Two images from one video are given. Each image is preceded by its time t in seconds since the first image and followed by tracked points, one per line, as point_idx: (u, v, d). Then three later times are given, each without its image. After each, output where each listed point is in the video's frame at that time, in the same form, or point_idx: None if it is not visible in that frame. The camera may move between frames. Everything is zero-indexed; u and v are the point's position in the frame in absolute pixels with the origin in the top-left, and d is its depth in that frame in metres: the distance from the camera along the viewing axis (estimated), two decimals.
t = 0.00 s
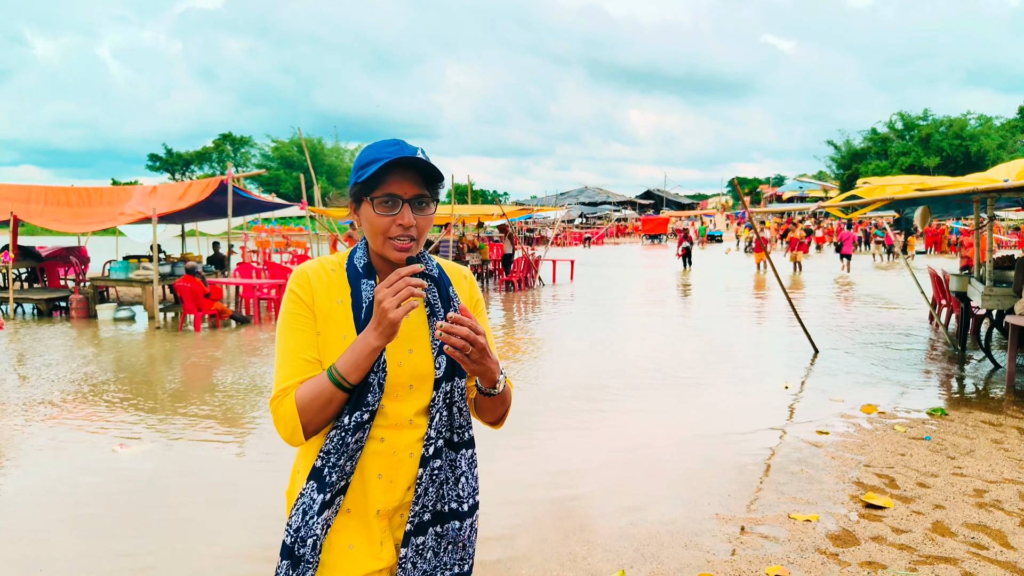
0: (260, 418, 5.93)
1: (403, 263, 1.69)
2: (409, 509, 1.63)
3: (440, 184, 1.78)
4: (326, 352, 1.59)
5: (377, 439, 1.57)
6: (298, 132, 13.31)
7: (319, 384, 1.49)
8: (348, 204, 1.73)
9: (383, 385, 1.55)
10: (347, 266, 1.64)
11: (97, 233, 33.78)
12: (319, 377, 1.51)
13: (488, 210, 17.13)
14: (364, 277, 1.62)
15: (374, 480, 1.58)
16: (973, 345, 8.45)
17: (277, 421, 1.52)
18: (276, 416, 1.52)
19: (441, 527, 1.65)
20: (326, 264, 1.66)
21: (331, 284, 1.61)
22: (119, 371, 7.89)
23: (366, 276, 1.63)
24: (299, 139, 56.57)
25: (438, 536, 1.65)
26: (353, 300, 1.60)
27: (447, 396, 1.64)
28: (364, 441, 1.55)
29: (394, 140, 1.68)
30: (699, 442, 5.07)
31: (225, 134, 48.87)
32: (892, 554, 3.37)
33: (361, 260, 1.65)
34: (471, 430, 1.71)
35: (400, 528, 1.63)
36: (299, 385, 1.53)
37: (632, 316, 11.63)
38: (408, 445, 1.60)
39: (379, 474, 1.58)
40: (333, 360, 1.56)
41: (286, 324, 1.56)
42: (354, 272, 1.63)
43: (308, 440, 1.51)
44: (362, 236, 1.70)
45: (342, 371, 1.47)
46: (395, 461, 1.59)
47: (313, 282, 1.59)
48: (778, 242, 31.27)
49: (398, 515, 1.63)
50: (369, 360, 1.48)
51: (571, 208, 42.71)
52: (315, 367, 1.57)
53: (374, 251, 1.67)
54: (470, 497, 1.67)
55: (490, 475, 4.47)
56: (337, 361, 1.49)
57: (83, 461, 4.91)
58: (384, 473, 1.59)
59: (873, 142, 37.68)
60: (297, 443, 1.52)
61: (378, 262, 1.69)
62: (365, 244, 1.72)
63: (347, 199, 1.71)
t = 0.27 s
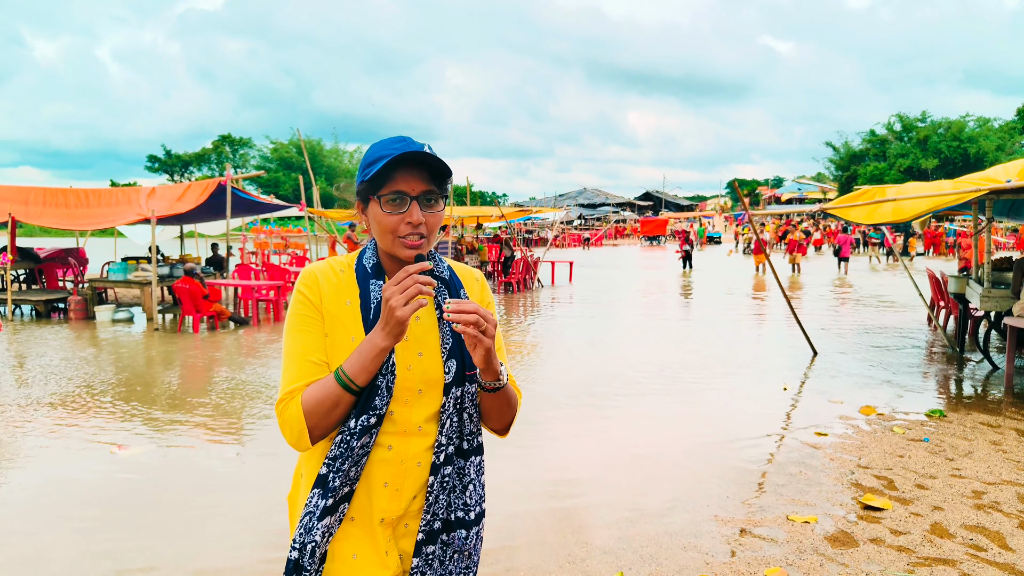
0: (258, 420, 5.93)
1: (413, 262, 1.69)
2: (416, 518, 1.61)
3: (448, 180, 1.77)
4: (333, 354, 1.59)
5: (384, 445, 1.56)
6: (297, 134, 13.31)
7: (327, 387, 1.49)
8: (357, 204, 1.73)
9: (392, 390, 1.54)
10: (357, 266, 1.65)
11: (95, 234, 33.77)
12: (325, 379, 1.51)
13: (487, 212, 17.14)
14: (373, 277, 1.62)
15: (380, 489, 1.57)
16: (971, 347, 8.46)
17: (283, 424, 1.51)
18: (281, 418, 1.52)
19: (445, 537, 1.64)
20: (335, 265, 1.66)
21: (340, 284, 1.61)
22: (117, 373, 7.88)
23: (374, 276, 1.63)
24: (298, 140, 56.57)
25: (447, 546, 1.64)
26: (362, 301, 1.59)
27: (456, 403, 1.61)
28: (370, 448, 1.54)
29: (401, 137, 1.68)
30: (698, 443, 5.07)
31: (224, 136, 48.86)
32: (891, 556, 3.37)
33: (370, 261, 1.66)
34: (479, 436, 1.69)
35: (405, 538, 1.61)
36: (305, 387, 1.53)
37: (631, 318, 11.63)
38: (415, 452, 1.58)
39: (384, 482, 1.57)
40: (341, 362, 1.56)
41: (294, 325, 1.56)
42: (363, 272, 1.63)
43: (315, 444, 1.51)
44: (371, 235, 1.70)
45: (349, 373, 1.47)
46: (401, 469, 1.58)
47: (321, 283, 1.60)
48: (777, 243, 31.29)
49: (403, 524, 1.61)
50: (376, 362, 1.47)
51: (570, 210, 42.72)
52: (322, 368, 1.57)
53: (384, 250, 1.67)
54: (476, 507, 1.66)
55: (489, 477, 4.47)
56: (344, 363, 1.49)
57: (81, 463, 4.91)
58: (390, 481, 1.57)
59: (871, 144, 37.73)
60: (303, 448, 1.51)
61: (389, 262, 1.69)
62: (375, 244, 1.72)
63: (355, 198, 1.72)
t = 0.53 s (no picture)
0: (255, 421, 5.92)
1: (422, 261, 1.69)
2: (414, 527, 1.59)
3: (457, 179, 1.77)
4: (335, 353, 1.58)
5: (383, 452, 1.54)
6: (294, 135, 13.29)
7: (329, 386, 1.47)
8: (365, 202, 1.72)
9: (393, 392, 1.53)
10: (363, 266, 1.65)
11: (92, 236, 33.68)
12: (326, 379, 1.49)
13: (484, 213, 17.13)
14: (378, 276, 1.63)
15: (376, 496, 1.55)
16: (967, 347, 8.48)
17: (281, 425, 1.49)
18: (280, 419, 1.50)
19: (447, 548, 1.64)
20: (341, 266, 1.66)
21: (345, 284, 1.61)
22: (114, 375, 7.86)
23: (379, 276, 1.63)
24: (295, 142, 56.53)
25: (445, 556, 1.64)
26: (365, 300, 1.60)
27: (456, 408, 1.61)
28: (370, 452, 1.52)
29: (410, 135, 1.66)
30: (696, 444, 5.07)
31: (222, 137, 48.80)
32: (888, 556, 3.37)
33: (375, 260, 1.66)
34: (482, 444, 1.69)
35: (403, 550, 1.59)
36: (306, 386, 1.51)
37: (628, 318, 11.63)
38: (415, 459, 1.57)
39: (382, 489, 1.55)
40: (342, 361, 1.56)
41: (296, 323, 1.56)
42: (368, 271, 1.64)
43: (313, 446, 1.49)
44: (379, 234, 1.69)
45: (352, 373, 1.45)
46: (400, 476, 1.56)
47: (325, 282, 1.60)
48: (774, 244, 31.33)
49: (402, 535, 1.58)
50: (380, 362, 1.45)
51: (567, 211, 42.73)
52: (323, 367, 1.56)
53: (393, 250, 1.66)
54: (478, 516, 1.66)
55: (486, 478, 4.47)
56: (347, 362, 1.47)
57: (77, 465, 4.89)
58: (388, 489, 1.55)
59: (868, 145, 37.83)
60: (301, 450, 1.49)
61: (397, 261, 1.69)
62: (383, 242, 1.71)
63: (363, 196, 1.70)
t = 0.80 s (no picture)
0: (254, 418, 5.91)
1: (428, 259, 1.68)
2: (411, 534, 1.57)
3: (466, 176, 1.76)
4: (335, 352, 1.58)
5: (379, 454, 1.54)
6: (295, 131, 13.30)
7: (328, 385, 1.47)
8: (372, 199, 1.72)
9: (392, 394, 1.53)
10: (368, 264, 1.65)
11: (94, 232, 33.77)
12: (325, 377, 1.49)
13: (485, 210, 17.13)
14: (382, 275, 1.63)
15: (371, 499, 1.54)
16: (968, 346, 8.48)
17: (278, 423, 1.49)
18: (276, 417, 1.50)
19: (446, 560, 1.61)
20: (345, 263, 1.66)
21: (348, 282, 1.61)
22: (114, 370, 7.86)
23: (383, 275, 1.63)
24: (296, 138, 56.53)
25: (445, 568, 1.61)
26: (368, 299, 1.60)
27: (455, 413, 1.60)
28: (367, 454, 1.52)
29: (418, 131, 1.67)
30: (695, 442, 5.07)
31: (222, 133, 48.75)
32: (887, 554, 3.37)
33: (381, 259, 1.66)
34: (483, 452, 1.69)
35: (399, 558, 1.57)
36: (304, 385, 1.51)
37: (628, 316, 11.62)
38: (412, 464, 1.56)
39: (377, 493, 1.54)
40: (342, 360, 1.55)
41: (297, 320, 1.56)
42: (373, 269, 1.63)
43: (310, 445, 1.48)
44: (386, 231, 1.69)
45: (351, 372, 1.45)
46: (397, 480, 1.55)
47: (328, 280, 1.60)
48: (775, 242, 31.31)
49: (400, 543, 1.57)
50: (379, 362, 1.45)
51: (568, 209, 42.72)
52: (323, 365, 1.56)
53: (399, 246, 1.66)
54: (479, 528, 1.64)
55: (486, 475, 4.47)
56: (346, 361, 1.47)
57: (77, 460, 4.89)
58: (383, 492, 1.55)
59: (869, 143, 37.80)
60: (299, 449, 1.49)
61: (403, 258, 1.68)
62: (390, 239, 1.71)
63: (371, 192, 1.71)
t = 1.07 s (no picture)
0: (255, 420, 5.92)
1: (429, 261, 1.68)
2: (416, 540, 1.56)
3: (467, 178, 1.77)
4: (337, 353, 1.58)
5: (382, 457, 1.53)
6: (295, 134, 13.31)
7: (329, 386, 1.47)
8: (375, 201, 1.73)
9: (394, 395, 1.53)
10: (370, 267, 1.65)
11: (94, 235, 33.80)
12: (326, 379, 1.49)
13: (485, 213, 17.15)
14: (384, 277, 1.63)
15: (374, 503, 1.53)
16: (968, 348, 8.49)
17: (280, 425, 1.51)
18: (278, 419, 1.51)
19: (454, 566, 1.60)
20: (347, 266, 1.67)
21: (350, 284, 1.62)
22: (115, 373, 7.86)
23: (385, 276, 1.63)
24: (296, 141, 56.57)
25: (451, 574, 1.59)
26: (370, 301, 1.59)
27: (457, 415, 1.59)
28: (369, 457, 1.51)
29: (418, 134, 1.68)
30: (696, 444, 5.07)
31: (223, 137, 48.80)
32: (888, 556, 3.37)
33: (383, 260, 1.66)
34: (487, 456, 1.68)
35: (405, 565, 1.55)
36: (305, 386, 1.52)
37: (629, 318, 11.62)
38: (415, 467, 1.55)
39: (380, 496, 1.53)
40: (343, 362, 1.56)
41: (299, 323, 1.57)
42: (375, 272, 1.63)
43: (312, 448, 1.49)
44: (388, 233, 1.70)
45: (352, 373, 1.45)
46: (400, 484, 1.54)
47: (330, 281, 1.61)
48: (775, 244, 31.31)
49: (406, 551, 1.55)
50: (379, 362, 1.45)
51: (569, 212, 42.73)
52: (324, 367, 1.56)
53: (400, 248, 1.66)
54: (487, 532, 1.63)
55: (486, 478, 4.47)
56: (347, 362, 1.48)
57: (78, 463, 4.89)
58: (386, 496, 1.54)
59: (869, 145, 37.84)
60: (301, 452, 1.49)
61: (404, 260, 1.68)
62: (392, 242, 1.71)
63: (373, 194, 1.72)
